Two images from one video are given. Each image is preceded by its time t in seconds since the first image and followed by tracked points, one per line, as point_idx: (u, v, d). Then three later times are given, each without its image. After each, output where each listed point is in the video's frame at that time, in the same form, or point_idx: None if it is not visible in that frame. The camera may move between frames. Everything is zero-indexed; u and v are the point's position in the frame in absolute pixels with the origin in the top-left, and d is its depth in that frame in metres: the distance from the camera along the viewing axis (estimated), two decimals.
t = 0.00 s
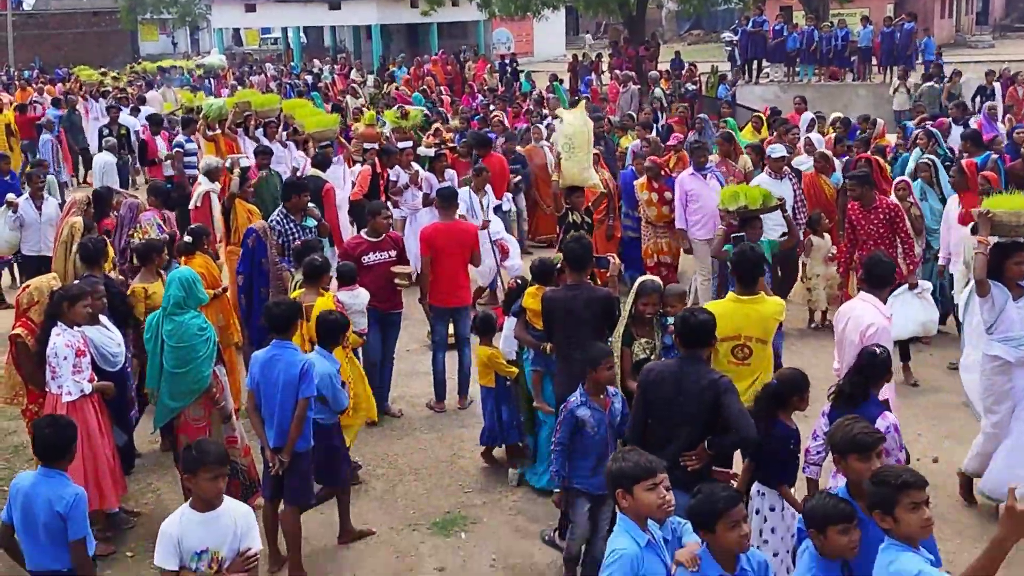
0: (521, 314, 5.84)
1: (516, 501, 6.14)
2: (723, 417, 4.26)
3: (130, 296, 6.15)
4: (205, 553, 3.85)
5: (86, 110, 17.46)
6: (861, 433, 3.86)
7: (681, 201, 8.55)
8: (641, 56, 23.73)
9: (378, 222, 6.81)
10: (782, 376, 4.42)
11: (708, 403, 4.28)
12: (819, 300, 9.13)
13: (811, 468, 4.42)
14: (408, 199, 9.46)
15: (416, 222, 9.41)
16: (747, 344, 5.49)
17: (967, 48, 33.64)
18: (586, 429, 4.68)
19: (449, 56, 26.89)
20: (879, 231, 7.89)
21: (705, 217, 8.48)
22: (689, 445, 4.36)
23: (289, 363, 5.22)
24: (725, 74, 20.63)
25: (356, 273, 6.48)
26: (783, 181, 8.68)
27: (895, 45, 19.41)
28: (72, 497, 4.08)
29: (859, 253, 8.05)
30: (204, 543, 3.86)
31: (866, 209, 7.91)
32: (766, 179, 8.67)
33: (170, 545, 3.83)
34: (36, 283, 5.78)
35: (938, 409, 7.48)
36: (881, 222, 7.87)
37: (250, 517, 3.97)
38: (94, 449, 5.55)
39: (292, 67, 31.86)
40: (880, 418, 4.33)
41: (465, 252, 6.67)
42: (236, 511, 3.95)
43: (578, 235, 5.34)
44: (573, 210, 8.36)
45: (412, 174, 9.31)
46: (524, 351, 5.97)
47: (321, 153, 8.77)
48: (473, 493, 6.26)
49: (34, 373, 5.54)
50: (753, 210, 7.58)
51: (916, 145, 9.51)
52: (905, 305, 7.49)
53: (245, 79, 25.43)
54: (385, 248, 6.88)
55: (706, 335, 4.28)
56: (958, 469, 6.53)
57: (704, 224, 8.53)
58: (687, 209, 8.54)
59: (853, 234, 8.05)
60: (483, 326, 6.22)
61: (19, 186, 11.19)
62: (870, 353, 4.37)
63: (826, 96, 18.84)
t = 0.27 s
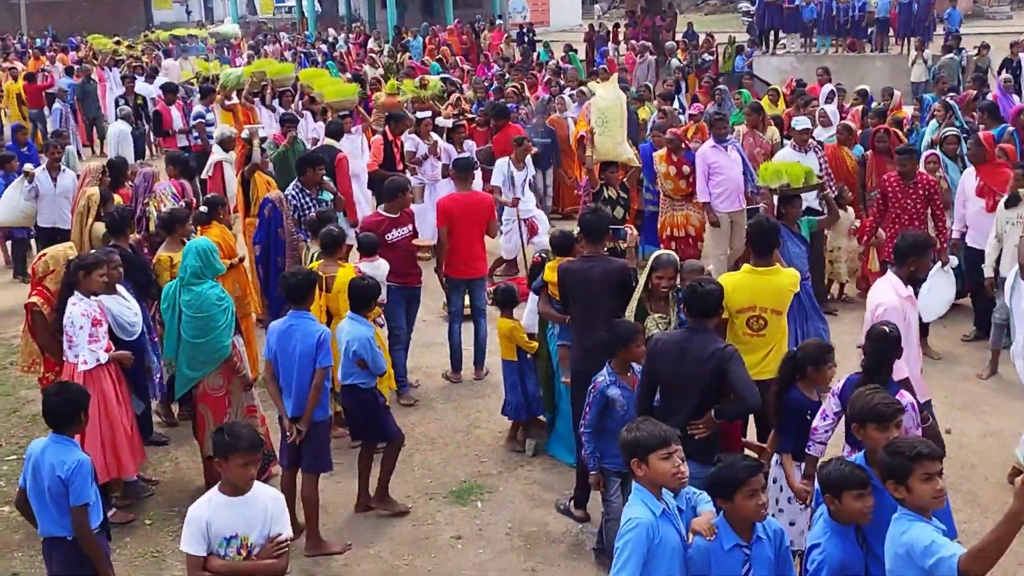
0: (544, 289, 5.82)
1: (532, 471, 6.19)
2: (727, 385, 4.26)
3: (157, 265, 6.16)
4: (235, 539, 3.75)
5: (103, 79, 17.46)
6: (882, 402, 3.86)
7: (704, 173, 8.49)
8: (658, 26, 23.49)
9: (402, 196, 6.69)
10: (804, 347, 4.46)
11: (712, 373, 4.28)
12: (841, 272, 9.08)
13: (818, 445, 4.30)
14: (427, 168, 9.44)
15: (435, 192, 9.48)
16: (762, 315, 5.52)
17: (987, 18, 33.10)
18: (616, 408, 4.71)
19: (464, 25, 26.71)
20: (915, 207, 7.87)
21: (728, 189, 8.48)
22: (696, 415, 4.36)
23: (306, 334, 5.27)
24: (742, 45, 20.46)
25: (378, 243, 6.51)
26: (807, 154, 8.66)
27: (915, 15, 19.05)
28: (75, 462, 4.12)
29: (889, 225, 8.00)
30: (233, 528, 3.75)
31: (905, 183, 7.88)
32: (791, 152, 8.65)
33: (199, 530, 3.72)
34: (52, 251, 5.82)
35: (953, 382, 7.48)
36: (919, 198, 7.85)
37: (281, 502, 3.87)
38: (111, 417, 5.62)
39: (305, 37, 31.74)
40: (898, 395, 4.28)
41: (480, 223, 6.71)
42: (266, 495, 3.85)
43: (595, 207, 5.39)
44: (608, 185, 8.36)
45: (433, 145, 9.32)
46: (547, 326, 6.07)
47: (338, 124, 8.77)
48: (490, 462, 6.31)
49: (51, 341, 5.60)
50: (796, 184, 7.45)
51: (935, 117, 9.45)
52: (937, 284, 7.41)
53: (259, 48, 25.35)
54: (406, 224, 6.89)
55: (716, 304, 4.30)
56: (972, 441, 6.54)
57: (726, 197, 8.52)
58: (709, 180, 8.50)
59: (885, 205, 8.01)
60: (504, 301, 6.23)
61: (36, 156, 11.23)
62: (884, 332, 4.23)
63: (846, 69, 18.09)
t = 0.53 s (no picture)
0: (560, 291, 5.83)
1: (544, 468, 6.20)
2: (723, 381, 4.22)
3: (179, 263, 6.20)
4: (258, 565, 3.58)
5: (115, 78, 17.53)
6: (902, 399, 3.84)
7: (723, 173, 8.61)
8: (669, 23, 23.36)
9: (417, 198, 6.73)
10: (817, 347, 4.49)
11: (711, 367, 4.25)
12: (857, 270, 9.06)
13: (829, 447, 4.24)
14: (440, 166, 9.58)
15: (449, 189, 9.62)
16: (774, 314, 5.53)
17: (999, 15, 32.75)
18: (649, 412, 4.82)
19: (474, 23, 26.66)
20: (951, 208, 7.79)
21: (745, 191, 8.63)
22: (697, 411, 4.35)
23: (318, 332, 5.30)
24: (754, 42, 20.36)
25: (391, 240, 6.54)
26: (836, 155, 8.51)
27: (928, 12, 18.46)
28: (78, 456, 4.14)
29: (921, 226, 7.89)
30: (257, 553, 3.58)
31: (943, 184, 7.79)
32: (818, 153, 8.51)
33: (222, 557, 3.54)
34: (66, 249, 5.85)
35: (965, 380, 7.46)
36: (955, 199, 7.79)
37: (304, 523, 3.70)
38: (123, 414, 5.65)
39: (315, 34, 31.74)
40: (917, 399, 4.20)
41: (490, 222, 6.71)
42: (288, 519, 3.68)
43: (605, 204, 5.38)
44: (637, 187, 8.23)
45: (445, 144, 9.37)
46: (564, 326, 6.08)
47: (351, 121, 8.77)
48: (501, 460, 6.33)
49: (64, 338, 5.63)
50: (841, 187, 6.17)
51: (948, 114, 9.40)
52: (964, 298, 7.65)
53: (270, 46, 25.38)
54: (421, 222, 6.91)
55: (717, 301, 4.25)
56: (984, 440, 6.52)
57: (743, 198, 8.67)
58: (729, 179, 8.61)
59: (917, 204, 7.89)
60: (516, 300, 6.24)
61: (50, 154, 11.31)
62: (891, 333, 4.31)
63: (856, 65, 17.93)
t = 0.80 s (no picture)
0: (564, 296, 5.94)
1: (541, 469, 6.20)
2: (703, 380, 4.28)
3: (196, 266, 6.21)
4: None
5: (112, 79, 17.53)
6: (907, 400, 3.82)
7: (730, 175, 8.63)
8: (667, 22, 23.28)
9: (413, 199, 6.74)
10: (810, 353, 4.47)
11: (691, 367, 4.30)
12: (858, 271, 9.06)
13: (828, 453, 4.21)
14: (441, 167, 9.57)
15: (449, 189, 9.56)
16: (772, 314, 5.51)
17: (998, 14, 32.61)
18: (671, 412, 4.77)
19: (472, 23, 26.63)
20: (966, 213, 7.83)
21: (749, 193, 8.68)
22: (681, 412, 4.37)
23: (314, 332, 5.30)
24: (752, 42, 20.33)
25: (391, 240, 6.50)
26: (851, 157, 8.48)
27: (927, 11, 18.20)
28: (78, 459, 4.16)
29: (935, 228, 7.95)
30: None
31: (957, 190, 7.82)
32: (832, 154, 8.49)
33: None
34: (63, 249, 5.86)
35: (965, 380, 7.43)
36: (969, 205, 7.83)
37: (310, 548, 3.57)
38: (121, 413, 5.65)
39: (315, 34, 31.75)
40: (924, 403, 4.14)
41: (487, 223, 6.71)
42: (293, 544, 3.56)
43: (600, 205, 5.38)
44: (656, 193, 8.22)
45: (445, 144, 9.35)
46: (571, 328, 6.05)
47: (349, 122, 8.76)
48: (498, 460, 6.32)
49: (62, 339, 5.64)
50: (865, 195, 6.17)
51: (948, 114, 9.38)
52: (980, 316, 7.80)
53: (268, 46, 25.38)
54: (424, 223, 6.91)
55: (698, 303, 4.28)
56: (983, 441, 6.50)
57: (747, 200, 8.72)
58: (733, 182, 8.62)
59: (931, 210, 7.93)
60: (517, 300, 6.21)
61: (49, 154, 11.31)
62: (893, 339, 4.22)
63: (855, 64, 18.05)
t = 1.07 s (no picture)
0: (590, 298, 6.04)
1: (535, 470, 6.19)
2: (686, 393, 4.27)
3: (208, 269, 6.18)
4: None
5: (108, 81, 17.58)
6: (912, 401, 3.82)
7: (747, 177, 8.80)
8: (663, 23, 23.39)
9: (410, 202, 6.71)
10: (808, 357, 4.40)
11: (673, 378, 4.29)
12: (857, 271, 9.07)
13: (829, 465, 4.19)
14: (437, 168, 9.49)
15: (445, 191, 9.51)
16: (767, 315, 5.48)
17: (995, 15, 32.53)
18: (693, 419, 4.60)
19: (468, 24, 26.66)
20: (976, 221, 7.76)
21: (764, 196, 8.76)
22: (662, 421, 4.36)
23: (308, 333, 5.28)
24: (748, 43, 20.34)
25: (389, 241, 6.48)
26: (858, 160, 8.46)
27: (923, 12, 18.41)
28: (72, 466, 4.15)
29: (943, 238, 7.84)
30: None
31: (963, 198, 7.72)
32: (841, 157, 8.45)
33: None
34: (56, 250, 5.85)
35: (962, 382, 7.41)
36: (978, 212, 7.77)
37: None
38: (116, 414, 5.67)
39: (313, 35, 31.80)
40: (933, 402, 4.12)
41: (481, 223, 6.71)
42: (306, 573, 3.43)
43: (592, 207, 5.40)
44: (675, 198, 8.39)
45: (440, 144, 9.32)
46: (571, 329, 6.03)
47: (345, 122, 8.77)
48: (492, 461, 6.32)
49: (57, 341, 5.66)
50: (887, 204, 5.80)
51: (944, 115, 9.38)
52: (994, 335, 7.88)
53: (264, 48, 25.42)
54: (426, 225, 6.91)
55: (678, 311, 4.30)
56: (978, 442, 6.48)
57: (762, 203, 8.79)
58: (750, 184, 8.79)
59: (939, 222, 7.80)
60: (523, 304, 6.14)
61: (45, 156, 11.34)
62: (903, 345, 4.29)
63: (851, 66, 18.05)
